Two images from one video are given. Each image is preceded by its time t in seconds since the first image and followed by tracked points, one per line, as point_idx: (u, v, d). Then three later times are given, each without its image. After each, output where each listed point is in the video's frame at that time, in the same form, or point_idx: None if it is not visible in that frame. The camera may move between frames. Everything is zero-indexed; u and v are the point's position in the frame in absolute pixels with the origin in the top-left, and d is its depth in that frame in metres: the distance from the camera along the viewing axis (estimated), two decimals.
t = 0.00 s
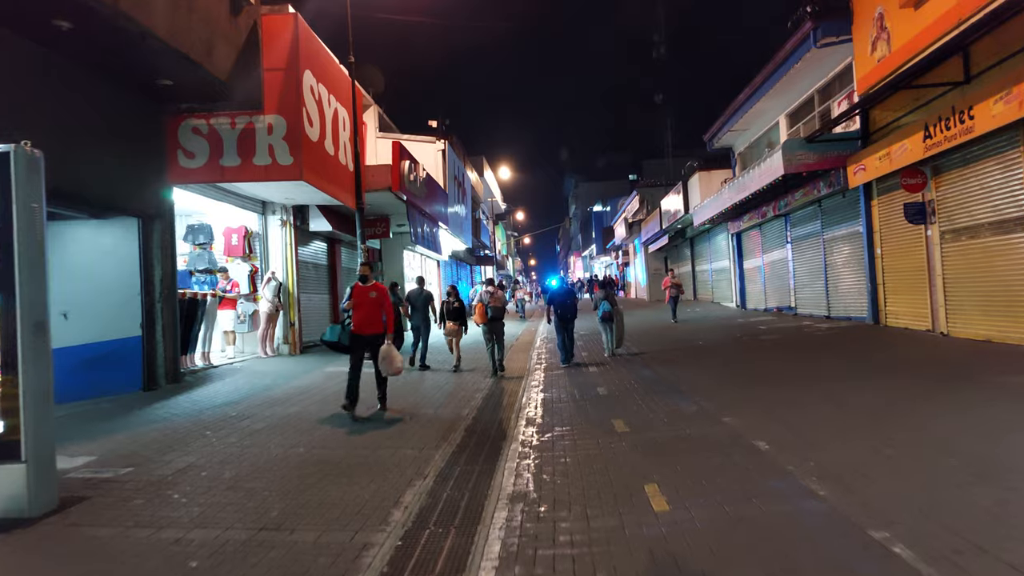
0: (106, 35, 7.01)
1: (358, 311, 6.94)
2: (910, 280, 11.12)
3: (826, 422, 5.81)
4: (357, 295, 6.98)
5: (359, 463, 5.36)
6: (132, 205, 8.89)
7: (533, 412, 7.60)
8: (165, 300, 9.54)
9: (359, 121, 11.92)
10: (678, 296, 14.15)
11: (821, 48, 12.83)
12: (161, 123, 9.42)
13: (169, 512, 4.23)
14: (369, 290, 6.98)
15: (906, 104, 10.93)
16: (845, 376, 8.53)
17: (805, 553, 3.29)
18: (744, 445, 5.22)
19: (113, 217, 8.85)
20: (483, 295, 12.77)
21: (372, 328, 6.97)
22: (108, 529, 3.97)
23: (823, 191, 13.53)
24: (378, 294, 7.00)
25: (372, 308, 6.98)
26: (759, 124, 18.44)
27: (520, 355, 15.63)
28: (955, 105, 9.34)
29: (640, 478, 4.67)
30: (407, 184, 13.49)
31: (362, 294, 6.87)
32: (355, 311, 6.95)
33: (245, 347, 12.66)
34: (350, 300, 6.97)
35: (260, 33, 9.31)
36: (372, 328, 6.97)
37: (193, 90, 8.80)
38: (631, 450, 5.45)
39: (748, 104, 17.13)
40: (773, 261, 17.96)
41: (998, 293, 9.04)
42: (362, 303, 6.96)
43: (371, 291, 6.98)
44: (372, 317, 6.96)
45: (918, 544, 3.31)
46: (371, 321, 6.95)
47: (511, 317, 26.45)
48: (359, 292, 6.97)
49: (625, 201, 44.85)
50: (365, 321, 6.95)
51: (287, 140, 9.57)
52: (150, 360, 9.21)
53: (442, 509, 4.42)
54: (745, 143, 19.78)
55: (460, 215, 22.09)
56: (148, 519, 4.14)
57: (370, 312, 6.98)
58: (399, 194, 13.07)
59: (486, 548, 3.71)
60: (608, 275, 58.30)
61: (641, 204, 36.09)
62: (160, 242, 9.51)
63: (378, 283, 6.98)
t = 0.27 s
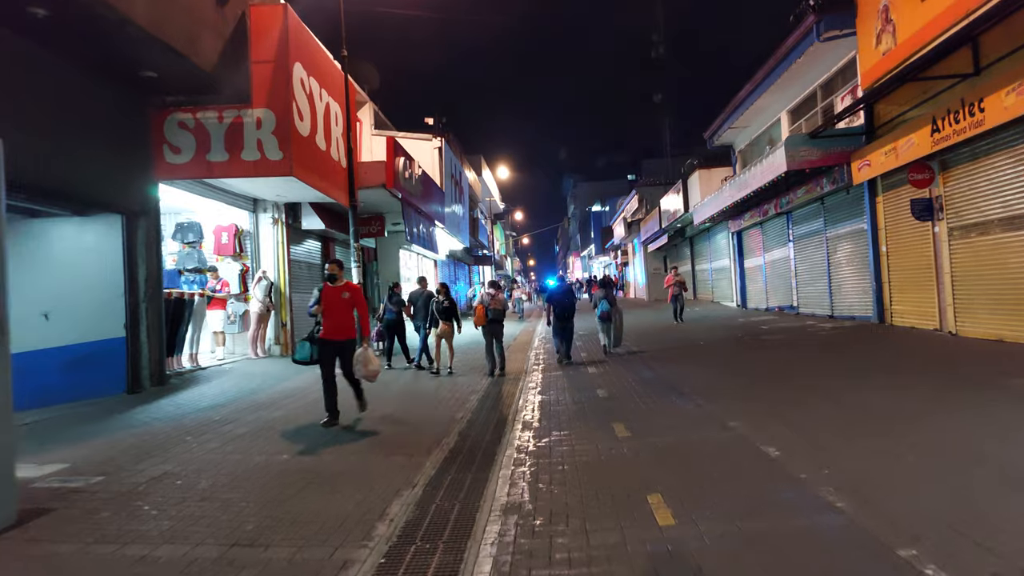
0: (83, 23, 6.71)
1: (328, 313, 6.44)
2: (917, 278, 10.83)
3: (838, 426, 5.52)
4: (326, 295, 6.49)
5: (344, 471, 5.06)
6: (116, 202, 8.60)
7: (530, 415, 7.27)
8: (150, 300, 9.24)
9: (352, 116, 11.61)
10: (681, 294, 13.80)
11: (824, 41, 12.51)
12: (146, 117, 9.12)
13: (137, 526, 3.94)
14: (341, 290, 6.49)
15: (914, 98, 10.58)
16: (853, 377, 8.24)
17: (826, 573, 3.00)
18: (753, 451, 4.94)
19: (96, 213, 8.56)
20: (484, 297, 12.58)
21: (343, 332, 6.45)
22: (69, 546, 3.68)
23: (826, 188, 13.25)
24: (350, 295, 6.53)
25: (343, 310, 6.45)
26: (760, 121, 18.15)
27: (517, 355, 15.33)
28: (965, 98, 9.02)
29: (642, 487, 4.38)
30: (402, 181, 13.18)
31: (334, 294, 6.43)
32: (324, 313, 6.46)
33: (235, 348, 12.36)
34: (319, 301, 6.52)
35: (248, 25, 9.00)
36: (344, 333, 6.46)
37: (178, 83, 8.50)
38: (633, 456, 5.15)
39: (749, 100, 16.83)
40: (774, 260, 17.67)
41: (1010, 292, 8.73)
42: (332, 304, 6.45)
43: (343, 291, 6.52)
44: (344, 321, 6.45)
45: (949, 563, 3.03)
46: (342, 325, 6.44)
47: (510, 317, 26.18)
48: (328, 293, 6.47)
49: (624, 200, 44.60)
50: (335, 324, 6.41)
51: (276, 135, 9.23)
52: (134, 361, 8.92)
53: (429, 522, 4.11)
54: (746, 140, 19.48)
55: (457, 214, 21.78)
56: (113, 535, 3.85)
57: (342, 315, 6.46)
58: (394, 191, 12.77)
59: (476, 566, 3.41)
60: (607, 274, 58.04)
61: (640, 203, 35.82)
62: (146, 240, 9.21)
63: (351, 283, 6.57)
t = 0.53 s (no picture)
0: (55, 15, 6.40)
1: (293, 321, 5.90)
2: (923, 281, 10.55)
3: (848, 440, 5.23)
4: (291, 302, 5.95)
5: (324, 489, 4.75)
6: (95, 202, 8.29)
7: (524, 424, 6.97)
8: (132, 304, 8.91)
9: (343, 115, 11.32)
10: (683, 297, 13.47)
11: (825, 39, 12.23)
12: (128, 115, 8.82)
13: (95, 553, 3.63)
14: (309, 298, 6.00)
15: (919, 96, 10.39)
16: (859, 384, 7.95)
17: None
18: (758, 466, 4.66)
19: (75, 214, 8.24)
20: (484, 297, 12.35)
21: (310, 343, 5.93)
22: None
23: (828, 189, 12.98)
24: (319, 303, 6.04)
25: (310, 319, 5.95)
26: (759, 122, 17.89)
27: (514, 358, 15.03)
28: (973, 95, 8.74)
29: (642, 508, 4.09)
30: (395, 181, 12.88)
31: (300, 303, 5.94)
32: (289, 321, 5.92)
33: (223, 352, 12.05)
34: (283, 309, 5.98)
35: (233, 19, 8.70)
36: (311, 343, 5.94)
37: (161, 80, 8.20)
38: (631, 472, 4.86)
39: (749, 100, 16.57)
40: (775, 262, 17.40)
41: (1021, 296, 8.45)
42: (298, 312, 5.92)
43: (310, 299, 6.04)
44: (310, 330, 5.94)
45: None
46: (310, 335, 5.94)
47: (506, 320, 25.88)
48: (294, 300, 5.95)
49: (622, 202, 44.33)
50: (302, 334, 5.89)
51: (262, 133, 8.92)
52: (114, 368, 8.58)
53: (412, 547, 3.80)
54: (745, 141, 19.22)
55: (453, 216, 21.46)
56: (69, 562, 3.55)
57: (310, 324, 5.95)
58: (386, 192, 12.48)
59: None
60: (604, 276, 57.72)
61: (638, 205, 35.55)
62: (127, 241, 8.88)
63: (320, 290, 6.11)
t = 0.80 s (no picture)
0: None
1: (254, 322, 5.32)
2: (931, 281, 10.28)
3: (865, 448, 4.93)
4: (253, 300, 5.37)
5: (305, 502, 4.45)
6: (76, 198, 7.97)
7: (520, 429, 6.66)
8: (115, 305, 8.60)
9: (335, 110, 11.02)
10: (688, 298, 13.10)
11: (830, 34, 11.95)
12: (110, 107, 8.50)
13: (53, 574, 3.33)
14: (272, 296, 5.43)
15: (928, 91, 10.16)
16: (870, 387, 7.65)
17: None
18: (771, 477, 4.36)
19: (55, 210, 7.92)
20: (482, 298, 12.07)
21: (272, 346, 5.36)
22: None
23: (832, 187, 12.70)
24: (283, 303, 5.45)
25: (273, 321, 5.38)
26: (760, 120, 17.62)
27: (510, 360, 14.73)
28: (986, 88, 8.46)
29: (648, 523, 3.79)
30: (390, 179, 12.57)
31: (261, 302, 5.37)
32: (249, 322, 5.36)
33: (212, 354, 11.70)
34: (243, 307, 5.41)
35: (220, 9, 8.39)
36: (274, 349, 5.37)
37: (145, 70, 7.87)
38: (635, 482, 4.56)
39: (750, 97, 16.28)
40: (776, 262, 17.13)
41: None
42: (259, 312, 5.33)
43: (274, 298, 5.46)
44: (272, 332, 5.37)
45: None
46: (272, 339, 5.37)
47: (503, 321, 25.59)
48: (256, 298, 5.38)
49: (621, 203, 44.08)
50: (263, 338, 5.32)
51: (249, 127, 8.63)
52: (96, 370, 8.27)
53: (397, 565, 3.50)
54: (746, 140, 18.95)
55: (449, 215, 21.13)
56: None
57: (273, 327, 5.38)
58: (380, 190, 12.17)
59: None
60: (602, 277, 57.53)
61: (636, 205, 35.30)
62: (110, 239, 8.57)
63: (286, 288, 5.53)
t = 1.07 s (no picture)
0: None
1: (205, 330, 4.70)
2: (940, 284, 10.01)
3: (884, 464, 4.63)
4: (206, 308, 4.75)
5: (287, 523, 4.15)
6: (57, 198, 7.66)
7: (518, 440, 6.36)
8: (96, 310, 8.29)
9: (327, 109, 10.73)
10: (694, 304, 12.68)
11: (835, 31, 11.67)
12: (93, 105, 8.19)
13: None
14: (227, 302, 4.77)
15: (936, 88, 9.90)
16: (881, 395, 7.36)
17: None
18: (787, 496, 4.09)
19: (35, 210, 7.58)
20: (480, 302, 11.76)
21: (227, 359, 4.70)
22: None
23: (837, 188, 12.42)
24: (241, 308, 4.78)
25: (226, 328, 4.70)
26: (762, 119, 17.35)
27: (506, 363, 14.45)
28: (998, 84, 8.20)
29: (657, 548, 3.51)
30: (384, 179, 12.27)
31: (214, 309, 4.72)
32: (202, 331, 4.74)
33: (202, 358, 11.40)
34: (196, 317, 4.78)
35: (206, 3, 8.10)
36: (228, 361, 4.70)
37: (128, 65, 7.55)
38: (640, 500, 4.28)
39: (751, 97, 16.03)
40: (778, 264, 16.86)
41: None
42: (211, 319, 4.70)
43: (230, 303, 4.80)
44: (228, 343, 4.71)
45: None
46: (226, 349, 4.70)
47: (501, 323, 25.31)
48: (210, 303, 4.76)
49: (619, 205, 43.85)
50: (214, 348, 4.67)
51: (237, 125, 8.32)
52: (77, 377, 7.98)
53: None
54: (747, 140, 18.68)
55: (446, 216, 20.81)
56: None
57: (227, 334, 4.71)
58: (375, 191, 11.87)
59: None
60: (601, 279, 57.29)
61: (635, 207, 35.07)
62: (92, 241, 8.25)
63: (244, 291, 4.86)
